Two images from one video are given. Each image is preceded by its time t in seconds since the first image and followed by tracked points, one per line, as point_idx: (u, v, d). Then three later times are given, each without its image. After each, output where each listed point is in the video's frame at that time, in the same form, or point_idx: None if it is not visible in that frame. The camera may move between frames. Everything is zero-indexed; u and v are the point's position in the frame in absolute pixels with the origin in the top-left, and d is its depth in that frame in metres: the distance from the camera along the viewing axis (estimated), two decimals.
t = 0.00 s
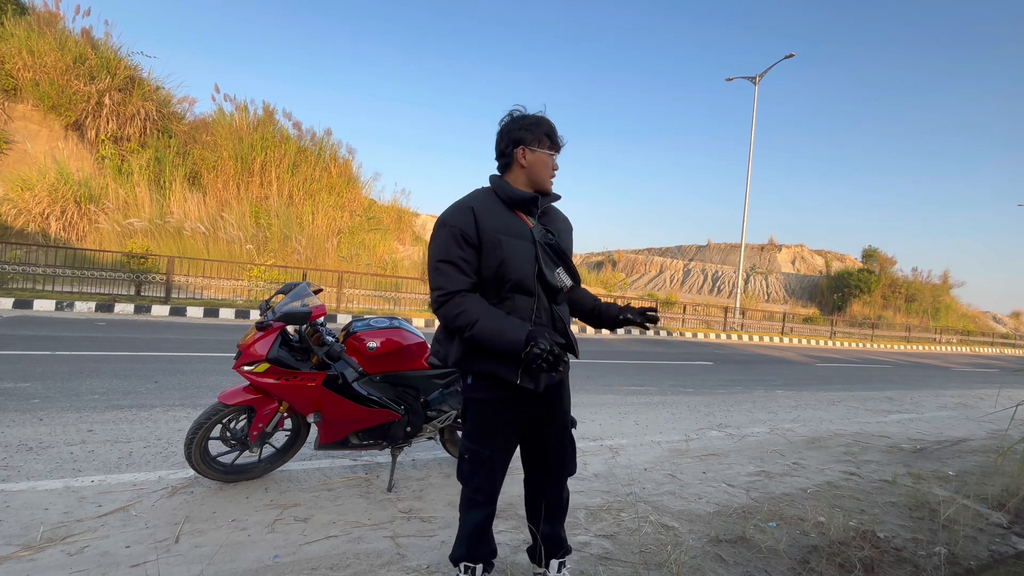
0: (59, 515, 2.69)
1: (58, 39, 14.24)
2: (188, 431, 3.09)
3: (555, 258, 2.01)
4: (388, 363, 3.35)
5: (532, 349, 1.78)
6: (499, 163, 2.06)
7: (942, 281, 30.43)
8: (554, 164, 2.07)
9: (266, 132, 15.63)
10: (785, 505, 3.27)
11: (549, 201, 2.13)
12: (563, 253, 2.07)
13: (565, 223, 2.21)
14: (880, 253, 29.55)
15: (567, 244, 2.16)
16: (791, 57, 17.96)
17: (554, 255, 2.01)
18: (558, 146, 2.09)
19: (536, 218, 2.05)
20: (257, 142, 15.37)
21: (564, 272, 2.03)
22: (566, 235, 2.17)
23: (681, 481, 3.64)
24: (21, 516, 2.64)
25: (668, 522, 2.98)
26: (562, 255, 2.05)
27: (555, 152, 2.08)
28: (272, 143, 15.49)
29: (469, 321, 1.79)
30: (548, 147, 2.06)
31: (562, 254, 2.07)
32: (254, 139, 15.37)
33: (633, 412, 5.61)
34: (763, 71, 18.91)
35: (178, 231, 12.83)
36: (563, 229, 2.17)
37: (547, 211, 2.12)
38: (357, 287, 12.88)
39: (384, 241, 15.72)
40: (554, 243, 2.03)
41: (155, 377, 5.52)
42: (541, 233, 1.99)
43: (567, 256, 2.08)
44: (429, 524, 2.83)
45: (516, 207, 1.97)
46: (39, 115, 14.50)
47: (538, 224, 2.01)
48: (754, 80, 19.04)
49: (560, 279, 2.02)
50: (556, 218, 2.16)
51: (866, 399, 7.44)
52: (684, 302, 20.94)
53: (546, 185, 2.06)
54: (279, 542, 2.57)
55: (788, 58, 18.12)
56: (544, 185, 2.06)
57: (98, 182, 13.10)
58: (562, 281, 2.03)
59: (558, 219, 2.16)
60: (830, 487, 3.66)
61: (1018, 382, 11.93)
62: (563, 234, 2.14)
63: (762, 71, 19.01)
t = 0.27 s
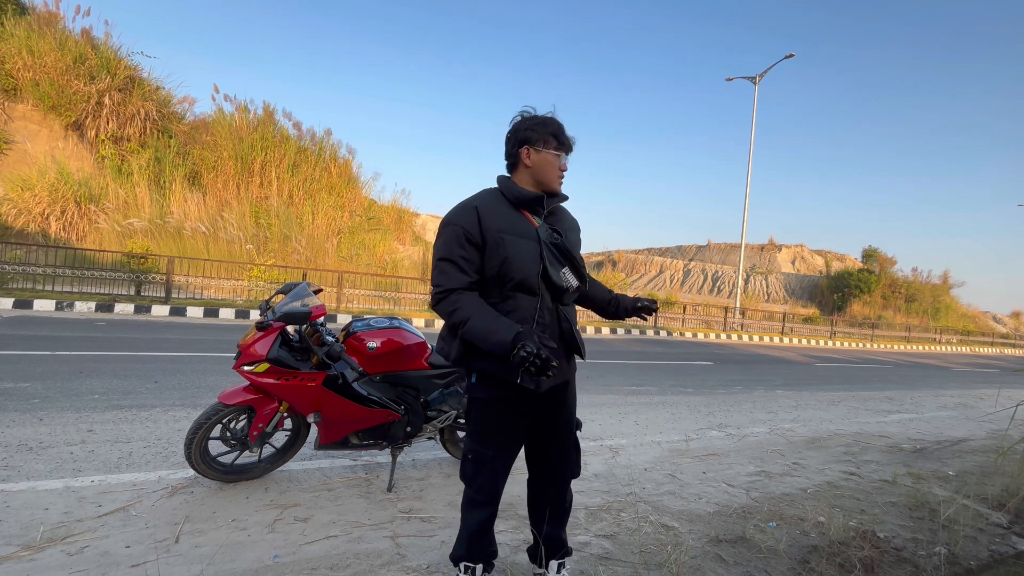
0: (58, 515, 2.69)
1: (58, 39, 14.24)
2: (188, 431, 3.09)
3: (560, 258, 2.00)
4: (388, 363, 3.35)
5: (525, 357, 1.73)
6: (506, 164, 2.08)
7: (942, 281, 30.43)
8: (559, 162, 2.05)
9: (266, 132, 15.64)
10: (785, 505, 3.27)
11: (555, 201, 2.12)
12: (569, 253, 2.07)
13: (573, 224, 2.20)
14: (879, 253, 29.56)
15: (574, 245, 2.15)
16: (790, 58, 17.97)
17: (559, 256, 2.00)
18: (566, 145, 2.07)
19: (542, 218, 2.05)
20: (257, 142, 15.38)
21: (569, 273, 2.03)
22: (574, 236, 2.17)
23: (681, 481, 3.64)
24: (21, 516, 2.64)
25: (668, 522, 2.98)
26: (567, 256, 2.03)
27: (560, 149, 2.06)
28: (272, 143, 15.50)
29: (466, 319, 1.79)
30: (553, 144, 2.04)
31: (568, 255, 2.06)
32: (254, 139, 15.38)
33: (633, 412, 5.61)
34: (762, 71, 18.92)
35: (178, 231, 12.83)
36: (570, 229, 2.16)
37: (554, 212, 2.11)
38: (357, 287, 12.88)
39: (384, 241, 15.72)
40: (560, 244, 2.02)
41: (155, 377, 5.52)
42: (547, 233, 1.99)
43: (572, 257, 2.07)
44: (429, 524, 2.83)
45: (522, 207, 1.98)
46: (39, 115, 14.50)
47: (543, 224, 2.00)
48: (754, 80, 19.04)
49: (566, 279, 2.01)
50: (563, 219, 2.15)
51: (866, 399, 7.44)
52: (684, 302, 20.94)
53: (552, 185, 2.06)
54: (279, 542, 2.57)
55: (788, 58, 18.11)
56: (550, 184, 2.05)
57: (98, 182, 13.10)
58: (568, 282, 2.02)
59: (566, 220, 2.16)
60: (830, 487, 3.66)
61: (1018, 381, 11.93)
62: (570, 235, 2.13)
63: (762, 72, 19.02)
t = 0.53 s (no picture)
0: (59, 515, 2.69)
1: (58, 39, 14.25)
2: (188, 431, 3.10)
3: (570, 259, 2.00)
4: (388, 363, 3.34)
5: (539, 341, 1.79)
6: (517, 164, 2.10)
7: (942, 281, 30.43)
8: (554, 163, 2.00)
9: (266, 132, 15.65)
10: (785, 505, 3.27)
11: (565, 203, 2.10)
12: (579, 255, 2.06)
13: (584, 226, 2.19)
14: (880, 253, 29.56)
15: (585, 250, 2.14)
16: (791, 58, 17.95)
17: (570, 256, 2.00)
18: (564, 146, 2.01)
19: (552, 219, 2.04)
20: (257, 142, 15.38)
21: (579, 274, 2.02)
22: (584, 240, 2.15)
23: (681, 481, 3.64)
24: (21, 516, 2.64)
25: (669, 522, 2.98)
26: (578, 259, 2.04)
27: (551, 150, 1.99)
28: (272, 143, 15.50)
29: (483, 315, 1.81)
30: (541, 146, 1.99)
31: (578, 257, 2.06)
32: (253, 139, 15.39)
33: (633, 412, 5.61)
34: (763, 72, 18.91)
35: (178, 231, 12.83)
36: (579, 232, 2.14)
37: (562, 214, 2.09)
38: (357, 287, 12.88)
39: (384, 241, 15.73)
40: (570, 245, 2.02)
41: (155, 377, 5.52)
42: (558, 233, 1.99)
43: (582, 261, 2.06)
44: (429, 524, 2.83)
45: (530, 207, 1.98)
46: (39, 115, 14.50)
47: (554, 226, 2.00)
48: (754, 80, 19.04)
49: (576, 281, 2.01)
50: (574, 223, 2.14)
51: (866, 399, 7.44)
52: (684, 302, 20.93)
53: (543, 186, 2.03)
54: (279, 542, 2.57)
55: (788, 58, 18.08)
56: (543, 185, 2.03)
57: (98, 182, 13.10)
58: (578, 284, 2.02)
59: (576, 223, 2.16)
60: (830, 487, 3.66)
61: (1018, 381, 11.93)
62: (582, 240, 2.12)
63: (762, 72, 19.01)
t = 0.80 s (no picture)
0: (58, 515, 2.69)
1: (58, 39, 14.25)
2: (188, 431, 3.09)
3: (578, 260, 1.96)
4: (388, 363, 3.34)
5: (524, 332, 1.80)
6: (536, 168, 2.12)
7: (942, 281, 30.43)
8: (569, 164, 2.00)
9: (266, 132, 15.66)
10: (785, 505, 3.27)
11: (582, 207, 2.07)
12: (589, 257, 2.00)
13: (607, 230, 2.14)
14: (880, 253, 29.56)
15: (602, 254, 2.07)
16: (791, 58, 17.93)
17: (578, 258, 1.96)
18: (581, 147, 2.01)
19: (567, 220, 2.02)
20: (257, 142, 15.39)
21: (586, 277, 1.96)
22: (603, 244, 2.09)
23: (681, 481, 3.64)
24: (21, 516, 2.64)
25: (668, 522, 2.98)
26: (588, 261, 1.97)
27: (567, 152, 2.00)
28: (272, 143, 15.51)
29: (483, 309, 1.86)
30: (557, 148, 2.01)
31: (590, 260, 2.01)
32: (253, 139, 15.39)
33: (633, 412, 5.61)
34: (763, 72, 18.91)
35: (178, 231, 12.83)
36: (599, 235, 2.09)
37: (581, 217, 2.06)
38: (357, 287, 12.88)
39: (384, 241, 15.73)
40: (581, 247, 1.97)
41: (155, 377, 5.52)
42: (567, 235, 1.96)
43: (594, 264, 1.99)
44: (429, 524, 2.83)
45: (543, 208, 1.98)
46: (39, 115, 14.50)
47: (565, 227, 1.98)
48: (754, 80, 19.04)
49: (582, 284, 1.95)
50: (593, 226, 2.09)
51: (866, 399, 7.44)
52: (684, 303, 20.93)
53: (559, 189, 2.02)
54: (279, 542, 2.57)
55: (788, 58, 18.08)
56: (559, 187, 2.02)
57: (98, 182, 13.10)
58: (583, 288, 1.95)
59: (596, 225, 2.10)
60: (830, 487, 3.66)
61: (1017, 381, 11.94)
62: (598, 243, 2.06)
63: (762, 72, 19.01)
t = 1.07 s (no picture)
0: (58, 515, 2.69)
1: (58, 39, 14.25)
2: (188, 431, 3.09)
3: (580, 263, 1.91)
4: (388, 363, 3.34)
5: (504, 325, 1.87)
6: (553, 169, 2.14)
7: (942, 282, 30.42)
8: (581, 164, 1.99)
9: (266, 132, 15.66)
10: (785, 505, 3.27)
11: (597, 208, 2.04)
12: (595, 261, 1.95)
13: (626, 234, 2.07)
14: (880, 253, 29.55)
15: (613, 258, 2.01)
16: (791, 57, 17.91)
17: (580, 260, 1.91)
18: (592, 146, 2.00)
19: (578, 222, 2.00)
20: (257, 142, 15.39)
21: (587, 280, 1.90)
22: (617, 247, 2.02)
23: (681, 481, 3.64)
24: (21, 516, 2.64)
25: (668, 522, 2.98)
26: (591, 263, 1.91)
27: (579, 152, 2.00)
28: (272, 143, 15.51)
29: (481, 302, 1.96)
30: (569, 149, 2.01)
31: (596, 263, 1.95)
32: (253, 139, 15.39)
33: (633, 412, 5.61)
34: (763, 71, 18.90)
35: (178, 231, 12.83)
36: (614, 238, 2.03)
37: (595, 218, 2.03)
38: (357, 287, 12.88)
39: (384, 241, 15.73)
40: (584, 250, 1.92)
41: (156, 377, 5.52)
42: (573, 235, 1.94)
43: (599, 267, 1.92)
44: (429, 524, 2.83)
45: (553, 209, 2.00)
46: (39, 115, 14.50)
47: (573, 227, 1.96)
48: (754, 80, 19.03)
49: (581, 287, 1.89)
50: (608, 227, 2.04)
51: (867, 399, 7.44)
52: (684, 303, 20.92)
53: (571, 189, 2.02)
54: (279, 542, 2.57)
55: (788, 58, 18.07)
56: (571, 187, 2.02)
57: (98, 182, 13.10)
58: (583, 291, 1.90)
59: (611, 227, 2.05)
60: (830, 487, 3.66)
61: (1017, 381, 11.94)
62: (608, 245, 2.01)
63: (762, 71, 18.99)
